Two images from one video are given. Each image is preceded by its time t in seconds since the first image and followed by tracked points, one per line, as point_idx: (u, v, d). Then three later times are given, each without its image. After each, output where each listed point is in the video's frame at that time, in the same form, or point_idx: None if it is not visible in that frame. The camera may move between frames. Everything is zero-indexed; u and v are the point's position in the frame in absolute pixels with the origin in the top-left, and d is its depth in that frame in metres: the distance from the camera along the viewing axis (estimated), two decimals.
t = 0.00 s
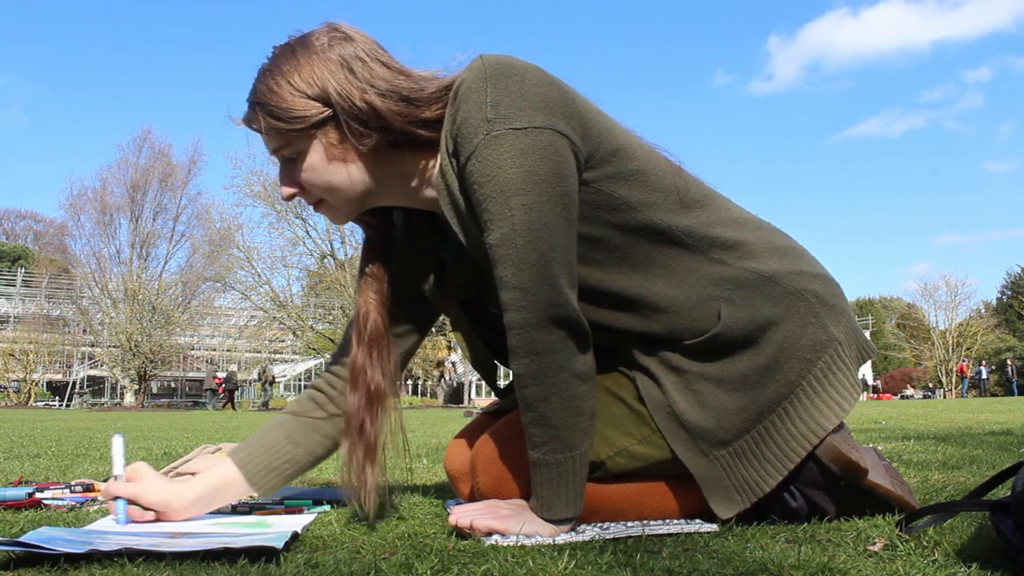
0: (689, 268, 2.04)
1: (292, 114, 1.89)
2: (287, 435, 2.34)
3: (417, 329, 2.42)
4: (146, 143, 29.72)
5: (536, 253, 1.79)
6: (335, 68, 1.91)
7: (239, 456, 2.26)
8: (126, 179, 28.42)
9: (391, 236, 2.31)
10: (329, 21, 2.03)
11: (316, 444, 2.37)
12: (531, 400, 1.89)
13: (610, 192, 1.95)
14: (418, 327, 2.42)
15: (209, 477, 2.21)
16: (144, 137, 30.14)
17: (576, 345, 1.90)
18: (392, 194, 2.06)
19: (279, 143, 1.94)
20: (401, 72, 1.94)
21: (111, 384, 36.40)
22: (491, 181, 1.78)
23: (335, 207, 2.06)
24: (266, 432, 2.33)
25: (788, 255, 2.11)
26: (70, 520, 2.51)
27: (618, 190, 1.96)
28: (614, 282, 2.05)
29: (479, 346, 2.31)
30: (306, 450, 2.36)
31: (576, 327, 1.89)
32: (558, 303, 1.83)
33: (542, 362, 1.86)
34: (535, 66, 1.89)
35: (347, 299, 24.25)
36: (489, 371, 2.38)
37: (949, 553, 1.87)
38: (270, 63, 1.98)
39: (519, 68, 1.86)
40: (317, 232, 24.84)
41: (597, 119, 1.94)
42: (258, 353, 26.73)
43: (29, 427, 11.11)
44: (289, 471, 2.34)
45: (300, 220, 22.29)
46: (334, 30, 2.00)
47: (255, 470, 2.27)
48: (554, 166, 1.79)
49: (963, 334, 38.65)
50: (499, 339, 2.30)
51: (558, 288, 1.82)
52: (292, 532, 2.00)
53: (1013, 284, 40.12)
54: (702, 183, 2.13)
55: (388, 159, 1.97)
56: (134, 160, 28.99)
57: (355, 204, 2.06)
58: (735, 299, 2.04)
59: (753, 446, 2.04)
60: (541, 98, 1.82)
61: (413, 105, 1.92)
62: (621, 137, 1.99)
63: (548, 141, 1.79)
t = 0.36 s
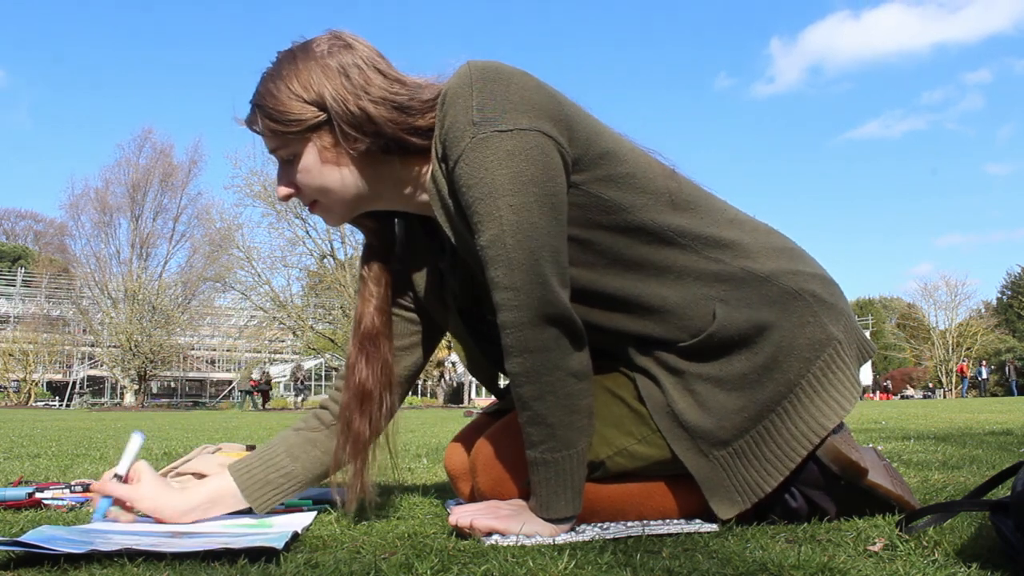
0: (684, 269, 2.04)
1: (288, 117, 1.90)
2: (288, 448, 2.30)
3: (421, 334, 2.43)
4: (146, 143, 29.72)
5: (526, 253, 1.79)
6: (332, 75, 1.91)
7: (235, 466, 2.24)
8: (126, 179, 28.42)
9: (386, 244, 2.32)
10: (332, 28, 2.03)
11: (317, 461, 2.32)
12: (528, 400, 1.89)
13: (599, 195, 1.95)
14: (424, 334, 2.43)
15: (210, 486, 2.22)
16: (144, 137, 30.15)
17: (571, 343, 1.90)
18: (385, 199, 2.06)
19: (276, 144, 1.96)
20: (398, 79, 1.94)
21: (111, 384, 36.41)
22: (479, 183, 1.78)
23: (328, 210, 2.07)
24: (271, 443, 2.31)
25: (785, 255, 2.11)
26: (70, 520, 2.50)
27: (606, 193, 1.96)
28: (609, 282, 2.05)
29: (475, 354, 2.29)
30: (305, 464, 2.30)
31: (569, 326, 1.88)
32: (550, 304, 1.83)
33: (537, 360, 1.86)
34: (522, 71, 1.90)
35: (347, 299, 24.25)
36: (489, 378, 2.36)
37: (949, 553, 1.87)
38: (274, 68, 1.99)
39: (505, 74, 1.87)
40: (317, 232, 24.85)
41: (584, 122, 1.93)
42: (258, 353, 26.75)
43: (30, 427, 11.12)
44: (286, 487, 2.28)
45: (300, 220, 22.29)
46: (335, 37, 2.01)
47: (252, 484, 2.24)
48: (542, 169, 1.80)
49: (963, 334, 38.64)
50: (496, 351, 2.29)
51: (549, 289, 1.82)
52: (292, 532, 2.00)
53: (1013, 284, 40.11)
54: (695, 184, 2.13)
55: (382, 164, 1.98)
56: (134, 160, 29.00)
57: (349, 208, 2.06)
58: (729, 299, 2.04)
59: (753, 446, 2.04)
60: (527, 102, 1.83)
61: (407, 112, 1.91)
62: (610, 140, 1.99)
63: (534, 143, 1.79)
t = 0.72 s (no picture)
0: (684, 269, 2.04)
1: (294, 99, 1.91)
2: (293, 442, 2.29)
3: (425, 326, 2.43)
4: (146, 143, 29.70)
5: (526, 254, 1.79)
6: (341, 61, 1.91)
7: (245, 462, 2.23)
8: (126, 179, 28.42)
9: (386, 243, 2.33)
10: (349, 15, 2.02)
11: (323, 455, 2.30)
12: (527, 400, 1.89)
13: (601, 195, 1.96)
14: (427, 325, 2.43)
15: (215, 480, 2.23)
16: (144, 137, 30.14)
17: (569, 343, 1.90)
18: (385, 189, 2.06)
19: (281, 124, 1.97)
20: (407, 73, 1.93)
21: (111, 384, 36.43)
22: (480, 182, 1.78)
23: (329, 196, 2.07)
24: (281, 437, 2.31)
25: (785, 255, 2.11)
26: (70, 520, 2.51)
27: (607, 193, 1.96)
28: (609, 283, 2.05)
29: (476, 352, 2.30)
30: (309, 458, 2.29)
31: (568, 326, 1.88)
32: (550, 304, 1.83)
33: (536, 360, 1.86)
34: (526, 70, 1.90)
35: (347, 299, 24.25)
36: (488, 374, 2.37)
37: (949, 553, 1.87)
38: (286, 49, 1.99)
39: (510, 72, 1.87)
40: (317, 232, 24.84)
41: (586, 122, 1.93)
42: (258, 353, 26.76)
43: (30, 427, 11.11)
44: (290, 481, 2.27)
45: (300, 220, 22.28)
46: (351, 23, 2.00)
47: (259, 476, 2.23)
48: (544, 168, 1.80)
49: (963, 334, 38.64)
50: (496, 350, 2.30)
51: (549, 290, 1.82)
52: (291, 532, 2.00)
53: (1012, 284, 40.11)
54: (696, 184, 2.13)
55: (384, 156, 1.98)
56: (134, 160, 28.99)
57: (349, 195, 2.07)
58: (729, 299, 2.04)
59: (753, 446, 2.04)
60: (530, 101, 1.83)
61: (412, 107, 1.91)
62: (612, 142, 1.98)
63: (537, 143, 1.79)
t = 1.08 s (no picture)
0: (683, 270, 2.04)
1: (286, 117, 1.90)
2: (303, 435, 2.30)
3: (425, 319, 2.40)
4: (146, 143, 29.68)
5: (529, 255, 1.79)
6: (322, 67, 1.91)
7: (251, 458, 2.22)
8: (126, 179, 28.41)
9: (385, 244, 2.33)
10: (312, 21, 2.02)
11: (334, 444, 2.32)
12: (528, 401, 1.89)
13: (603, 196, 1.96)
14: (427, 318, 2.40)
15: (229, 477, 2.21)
16: (144, 137, 30.15)
17: (573, 345, 1.90)
18: (388, 188, 2.06)
19: (279, 147, 1.96)
20: (389, 62, 1.94)
21: (111, 384, 36.42)
22: (483, 183, 1.78)
23: (340, 203, 2.07)
24: (285, 431, 2.31)
25: (785, 256, 2.11)
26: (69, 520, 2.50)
27: (608, 193, 1.96)
28: (609, 284, 2.05)
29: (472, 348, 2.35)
30: (322, 450, 2.30)
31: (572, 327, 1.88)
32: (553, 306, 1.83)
33: (538, 362, 1.86)
34: (529, 67, 1.90)
35: (347, 299, 24.24)
36: (484, 370, 2.41)
37: (949, 553, 1.87)
38: (261, 69, 1.98)
39: (512, 71, 1.87)
40: (317, 232, 24.84)
41: (588, 121, 1.93)
42: (259, 353, 26.75)
43: (30, 427, 11.10)
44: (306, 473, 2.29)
45: (300, 220, 22.28)
46: (317, 29, 2.00)
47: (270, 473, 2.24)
48: (547, 168, 1.80)
49: (963, 334, 38.65)
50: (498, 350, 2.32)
51: (552, 292, 1.82)
52: (292, 532, 2.00)
53: (1012, 284, 40.11)
54: (697, 184, 2.12)
55: (385, 153, 1.98)
56: (134, 160, 28.98)
57: (357, 200, 2.07)
58: (730, 300, 2.04)
59: (753, 446, 2.04)
60: (533, 100, 1.83)
61: (400, 97, 1.92)
62: (614, 141, 1.98)
63: (541, 143, 1.79)
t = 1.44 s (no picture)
0: (682, 271, 2.04)
1: (285, 123, 1.89)
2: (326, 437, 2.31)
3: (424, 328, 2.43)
4: (146, 144, 29.65)
5: (533, 255, 1.79)
6: (321, 73, 1.91)
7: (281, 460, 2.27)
8: (126, 179, 28.40)
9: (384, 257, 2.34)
10: (309, 26, 2.02)
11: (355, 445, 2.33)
12: (528, 401, 1.89)
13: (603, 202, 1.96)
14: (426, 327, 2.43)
15: (256, 478, 2.27)
16: (145, 137, 30.14)
17: (574, 343, 1.90)
18: (387, 192, 2.07)
19: (278, 152, 1.95)
20: (388, 70, 1.95)
21: (111, 384, 36.41)
22: (485, 183, 1.78)
23: (338, 209, 2.08)
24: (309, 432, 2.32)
25: (781, 255, 2.10)
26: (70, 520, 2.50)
27: (608, 195, 1.96)
28: (608, 283, 2.05)
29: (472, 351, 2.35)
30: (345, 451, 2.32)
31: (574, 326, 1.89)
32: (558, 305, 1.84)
33: (540, 361, 1.86)
34: (528, 69, 1.90)
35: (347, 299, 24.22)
36: (484, 370, 2.40)
37: (949, 553, 1.87)
38: (256, 75, 1.96)
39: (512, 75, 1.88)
40: (317, 232, 24.83)
41: (587, 123, 1.94)
42: (259, 353, 26.74)
43: (29, 427, 11.08)
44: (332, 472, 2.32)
45: (300, 221, 22.27)
46: (315, 34, 2.00)
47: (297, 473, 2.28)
48: (547, 170, 1.80)
49: (963, 334, 38.65)
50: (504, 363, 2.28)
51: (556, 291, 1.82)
52: (292, 532, 2.00)
53: (1012, 284, 40.09)
54: (695, 185, 2.12)
55: (385, 159, 1.99)
56: (134, 160, 28.97)
57: (355, 204, 2.08)
58: (728, 299, 2.05)
59: (753, 445, 2.04)
60: (533, 102, 1.84)
61: (399, 105, 1.93)
62: (612, 143, 1.98)
63: (541, 145, 1.80)
